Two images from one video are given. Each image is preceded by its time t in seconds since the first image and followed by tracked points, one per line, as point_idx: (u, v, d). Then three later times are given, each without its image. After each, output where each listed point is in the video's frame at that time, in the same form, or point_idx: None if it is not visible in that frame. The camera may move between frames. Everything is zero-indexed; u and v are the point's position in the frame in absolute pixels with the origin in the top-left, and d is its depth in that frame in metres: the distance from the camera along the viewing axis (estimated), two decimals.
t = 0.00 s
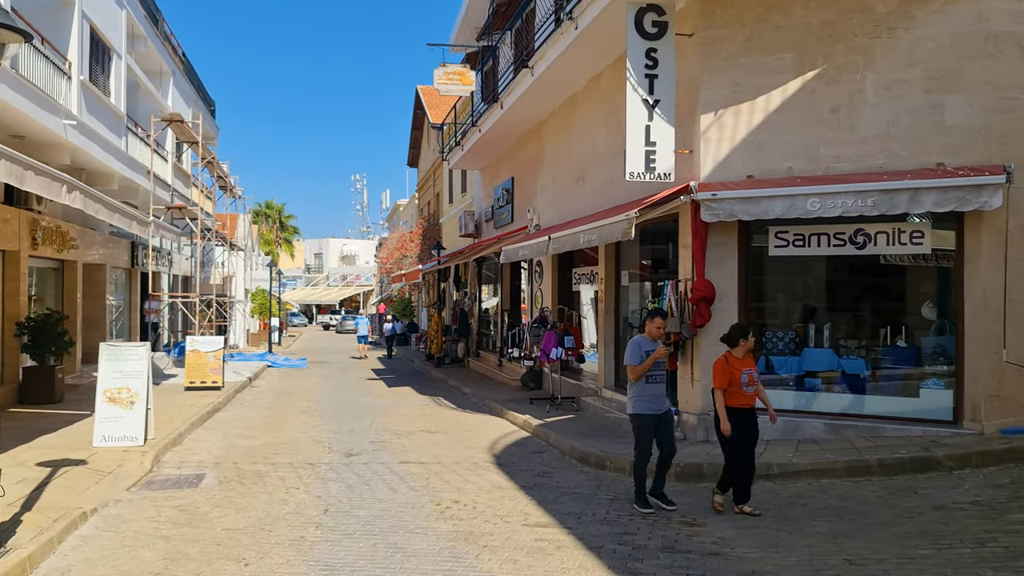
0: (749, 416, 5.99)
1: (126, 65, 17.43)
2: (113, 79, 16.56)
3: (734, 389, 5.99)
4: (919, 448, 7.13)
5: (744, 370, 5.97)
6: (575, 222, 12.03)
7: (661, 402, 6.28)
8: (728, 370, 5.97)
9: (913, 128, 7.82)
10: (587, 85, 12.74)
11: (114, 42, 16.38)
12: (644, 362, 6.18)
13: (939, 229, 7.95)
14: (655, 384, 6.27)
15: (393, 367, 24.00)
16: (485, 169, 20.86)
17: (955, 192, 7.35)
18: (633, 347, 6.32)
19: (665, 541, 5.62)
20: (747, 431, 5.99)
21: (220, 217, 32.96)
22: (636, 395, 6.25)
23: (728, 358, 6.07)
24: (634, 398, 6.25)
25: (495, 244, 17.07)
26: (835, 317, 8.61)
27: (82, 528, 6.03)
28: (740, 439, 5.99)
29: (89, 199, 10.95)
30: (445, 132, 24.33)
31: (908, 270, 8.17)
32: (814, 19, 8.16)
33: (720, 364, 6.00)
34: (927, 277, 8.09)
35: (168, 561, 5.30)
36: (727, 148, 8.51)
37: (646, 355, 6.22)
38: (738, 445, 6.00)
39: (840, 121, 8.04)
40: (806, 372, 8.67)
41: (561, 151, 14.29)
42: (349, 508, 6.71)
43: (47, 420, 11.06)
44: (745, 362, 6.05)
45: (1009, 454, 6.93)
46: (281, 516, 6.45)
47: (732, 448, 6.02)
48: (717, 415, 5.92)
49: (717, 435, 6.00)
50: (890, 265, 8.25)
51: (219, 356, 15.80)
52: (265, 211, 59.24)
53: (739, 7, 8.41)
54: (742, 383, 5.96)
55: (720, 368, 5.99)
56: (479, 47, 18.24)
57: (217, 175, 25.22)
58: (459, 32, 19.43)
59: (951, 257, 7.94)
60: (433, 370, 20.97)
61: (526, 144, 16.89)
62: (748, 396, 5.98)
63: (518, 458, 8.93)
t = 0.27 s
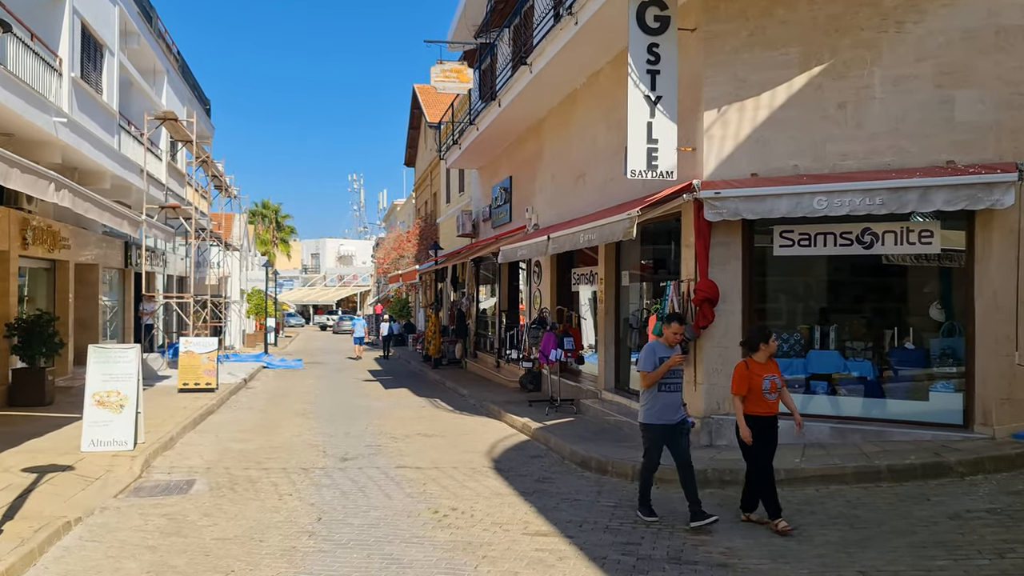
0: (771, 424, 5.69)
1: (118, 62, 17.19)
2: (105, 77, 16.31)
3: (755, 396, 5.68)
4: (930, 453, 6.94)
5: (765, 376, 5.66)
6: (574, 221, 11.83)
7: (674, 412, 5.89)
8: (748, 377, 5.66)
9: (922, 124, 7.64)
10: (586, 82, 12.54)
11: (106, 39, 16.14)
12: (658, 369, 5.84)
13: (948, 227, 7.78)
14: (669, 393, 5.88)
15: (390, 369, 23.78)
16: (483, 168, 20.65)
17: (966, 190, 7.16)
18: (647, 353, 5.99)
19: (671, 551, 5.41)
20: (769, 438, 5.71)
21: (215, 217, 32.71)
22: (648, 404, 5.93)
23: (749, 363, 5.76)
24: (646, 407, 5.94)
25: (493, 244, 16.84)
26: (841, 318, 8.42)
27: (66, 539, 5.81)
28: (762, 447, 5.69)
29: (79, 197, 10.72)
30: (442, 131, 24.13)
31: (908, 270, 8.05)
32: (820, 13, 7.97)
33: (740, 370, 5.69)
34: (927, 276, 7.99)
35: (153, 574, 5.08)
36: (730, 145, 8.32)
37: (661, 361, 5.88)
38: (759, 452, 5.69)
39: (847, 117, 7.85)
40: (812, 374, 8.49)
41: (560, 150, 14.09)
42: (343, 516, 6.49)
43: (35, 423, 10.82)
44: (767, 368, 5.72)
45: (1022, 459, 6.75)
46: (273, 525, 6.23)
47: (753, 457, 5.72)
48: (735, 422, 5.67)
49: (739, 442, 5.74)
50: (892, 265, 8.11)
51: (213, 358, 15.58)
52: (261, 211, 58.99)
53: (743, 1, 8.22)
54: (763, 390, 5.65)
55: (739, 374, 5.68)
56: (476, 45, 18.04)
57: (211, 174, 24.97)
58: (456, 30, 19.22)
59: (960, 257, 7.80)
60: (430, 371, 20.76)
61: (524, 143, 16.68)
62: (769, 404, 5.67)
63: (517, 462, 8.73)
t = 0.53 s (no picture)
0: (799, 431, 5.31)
1: (113, 59, 16.96)
2: (99, 74, 16.07)
3: (783, 401, 5.31)
4: (943, 458, 6.78)
5: (794, 379, 5.30)
6: (575, 220, 11.63)
7: (702, 419, 5.53)
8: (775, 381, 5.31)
9: (933, 121, 7.47)
10: (587, 80, 12.35)
11: (99, 36, 15.91)
12: (684, 372, 5.50)
13: (961, 227, 7.61)
14: (696, 398, 5.52)
15: (388, 369, 23.58)
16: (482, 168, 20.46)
17: (979, 188, 6.98)
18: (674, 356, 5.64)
19: (680, 561, 5.24)
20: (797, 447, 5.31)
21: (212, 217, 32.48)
22: (674, 408, 5.59)
23: (777, 367, 5.40)
24: (671, 412, 5.60)
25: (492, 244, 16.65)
26: (850, 319, 8.25)
27: (52, 549, 5.60)
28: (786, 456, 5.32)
29: (70, 195, 10.50)
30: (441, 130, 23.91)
31: (910, 271, 7.93)
32: (829, 7, 7.79)
33: (765, 375, 5.36)
34: (929, 276, 7.85)
35: None
36: (737, 143, 8.14)
37: (688, 364, 5.52)
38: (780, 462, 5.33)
39: (857, 114, 7.68)
40: (820, 377, 8.31)
41: (561, 148, 13.89)
42: (340, 524, 6.30)
43: (26, 426, 10.61)
44: (796, 371, 5.35)
45: None
46: (267, 533, 6.03)
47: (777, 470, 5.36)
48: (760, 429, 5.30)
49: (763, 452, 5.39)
50: (896, 265, 7.97)
51: (209, 359, 15.37)
52: (258, 210, 58.78)
53: None
54: (791, 394, 5.29)
55: (765, 378, 5.36)
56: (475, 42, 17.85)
57: (207, 173, 24.75)
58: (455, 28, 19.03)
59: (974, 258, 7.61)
60: (428, 372, 20.56)
61: (524, 141, 16.47)
62: (797, 410, 5.30)
63: (518, 467, 8.54)
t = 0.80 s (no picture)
0: (832, 434, 5.11)
1: (109, 55, 16.74)
2: (95, 70, 15.85)
3: (818, 402, 5.09)
4: (961, 461, 6.62)
5: (829, 380, 5.06)
6: (580, 218, 11.45)
7: (735, 421, 5.17)
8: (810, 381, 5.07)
9: (949, 115, 7.32)
10: (591, 75, 12.19)
11: (96, 31, 15.69)
12: (714, 372, 5.16)
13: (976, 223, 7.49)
14: (729, 398, 5.17)
15: (388, 369, 23.39)
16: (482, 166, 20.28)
17: (997, 183, 6.83)
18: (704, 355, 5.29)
19: (694, 567, 5.07)
20: (831, 450, 5.12)
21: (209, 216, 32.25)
22: (704, 411, 5.23)
23: (810, 366, 5.15)
24: (702, 414, 5.24)
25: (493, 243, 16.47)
26: (862, 317, 8.10)
27: (45, 554, 5.41)
28: (817, 459, 5.13)
29: (67, 192, 10.32)
30: (440, 128, 23.74)
31: (915, 269, 7.81)
32: None
33: (799, 374, 5.10)
34: (934, 275, 7.74)
35: None
36: (747, 138, 7.98)
37: (719, 363, 5.18)
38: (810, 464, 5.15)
39: (871, 108, 7.52)
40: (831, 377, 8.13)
41: (563, 145, 13.72)
42: (342, 528, 6.11)
43: (20, 427, 10.40)
44: (831, 371, 5.11)
45: None
46: (267, 538, 5.85)
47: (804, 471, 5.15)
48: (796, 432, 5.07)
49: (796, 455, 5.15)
50: (901, 263, 7.84)
51: (207, 359, 15.18)
52: (256, 210, 58.56)
53: None
54: (826, 396, 5.06)
55: (799, 378, 5.10)
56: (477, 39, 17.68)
57: (205, 171, 24.53)
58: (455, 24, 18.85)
59: (991, 257, 7.49)
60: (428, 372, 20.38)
61: (525, 138, 16.30)
62: (832, 412, 5.09)
63: (523, 469, 8.36)
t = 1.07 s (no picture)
0: (876, 443, 4.89)
1: (106, 52, 16.54)
2: (92, 67, 15.63)
3: (862, 408, 4.88)
4: (981, 465, 6.46)
5: (874, 385, 4.87)
6: (584, 216, 11.28)
7: (769, 433, 4.85)
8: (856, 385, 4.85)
9: (966, 110, 7.16)
10: (595, 72, 12.02)
11: (92, 28, 15.48)
12: (748, 382, 4.84)
13: (993, 221, 7.31)
14: (764, 409, 4.86)
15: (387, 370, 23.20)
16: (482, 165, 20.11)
17: (1016, 179, 6.65)
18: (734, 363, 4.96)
19: None
20: (874, 459, 4.89)
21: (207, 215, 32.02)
22: (738, 423, 4.89)
23: (853, 369, 4.94)
24: (735, 427, 4.90)
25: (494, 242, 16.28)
26: (874, 317, 8.00)
27: (36, 564, 5.21)
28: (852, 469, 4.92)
29: (62, 189, 10.12)
30: (440, 127, 23.57)
31: (920, 269, 7.71)
32: None
33: (844, 376, 4.86)
34: (939, 275, 7.67)
35: None
36: (757, 134, 7.82)
37: (752, 372, 4.86)
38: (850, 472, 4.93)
39: (885, 103, 7.37)
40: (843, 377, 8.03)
41: (566, 143, 13.54)
42: (345, 534, 5.93)
43: (13, 430, 10.19)
44: (874, 377, 4.93)
45: None
46: (268, 545, 5.66)
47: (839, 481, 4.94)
48: (846, 437, 4.76)
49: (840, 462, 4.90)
50: (906, 263, 7.73)
51: (204, 360, 14.98)
52: (253, 209, 58.30)
53: None
54: (871, 402, 4.86)
55: (844, 381, 4.85)
56: (477, 36, 17.51)
57: (203, 171, 24.33)
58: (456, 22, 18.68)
59: (1004, 257, 7.34)
60: (428, 373, 20.20)
61: (527, 137, 16.12)
62: (875, 418, 4.89)
63: (528, 472, 8.18)
